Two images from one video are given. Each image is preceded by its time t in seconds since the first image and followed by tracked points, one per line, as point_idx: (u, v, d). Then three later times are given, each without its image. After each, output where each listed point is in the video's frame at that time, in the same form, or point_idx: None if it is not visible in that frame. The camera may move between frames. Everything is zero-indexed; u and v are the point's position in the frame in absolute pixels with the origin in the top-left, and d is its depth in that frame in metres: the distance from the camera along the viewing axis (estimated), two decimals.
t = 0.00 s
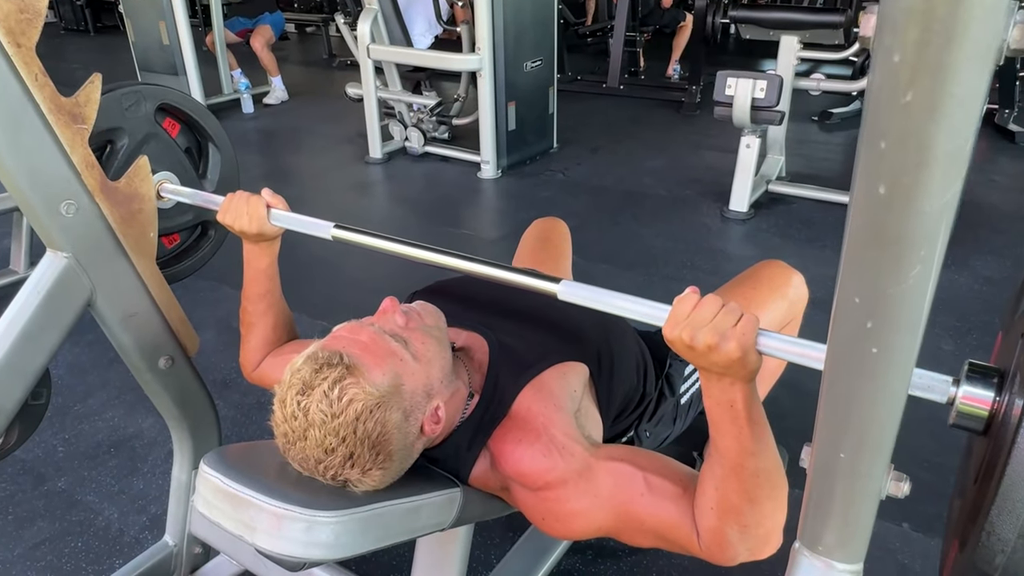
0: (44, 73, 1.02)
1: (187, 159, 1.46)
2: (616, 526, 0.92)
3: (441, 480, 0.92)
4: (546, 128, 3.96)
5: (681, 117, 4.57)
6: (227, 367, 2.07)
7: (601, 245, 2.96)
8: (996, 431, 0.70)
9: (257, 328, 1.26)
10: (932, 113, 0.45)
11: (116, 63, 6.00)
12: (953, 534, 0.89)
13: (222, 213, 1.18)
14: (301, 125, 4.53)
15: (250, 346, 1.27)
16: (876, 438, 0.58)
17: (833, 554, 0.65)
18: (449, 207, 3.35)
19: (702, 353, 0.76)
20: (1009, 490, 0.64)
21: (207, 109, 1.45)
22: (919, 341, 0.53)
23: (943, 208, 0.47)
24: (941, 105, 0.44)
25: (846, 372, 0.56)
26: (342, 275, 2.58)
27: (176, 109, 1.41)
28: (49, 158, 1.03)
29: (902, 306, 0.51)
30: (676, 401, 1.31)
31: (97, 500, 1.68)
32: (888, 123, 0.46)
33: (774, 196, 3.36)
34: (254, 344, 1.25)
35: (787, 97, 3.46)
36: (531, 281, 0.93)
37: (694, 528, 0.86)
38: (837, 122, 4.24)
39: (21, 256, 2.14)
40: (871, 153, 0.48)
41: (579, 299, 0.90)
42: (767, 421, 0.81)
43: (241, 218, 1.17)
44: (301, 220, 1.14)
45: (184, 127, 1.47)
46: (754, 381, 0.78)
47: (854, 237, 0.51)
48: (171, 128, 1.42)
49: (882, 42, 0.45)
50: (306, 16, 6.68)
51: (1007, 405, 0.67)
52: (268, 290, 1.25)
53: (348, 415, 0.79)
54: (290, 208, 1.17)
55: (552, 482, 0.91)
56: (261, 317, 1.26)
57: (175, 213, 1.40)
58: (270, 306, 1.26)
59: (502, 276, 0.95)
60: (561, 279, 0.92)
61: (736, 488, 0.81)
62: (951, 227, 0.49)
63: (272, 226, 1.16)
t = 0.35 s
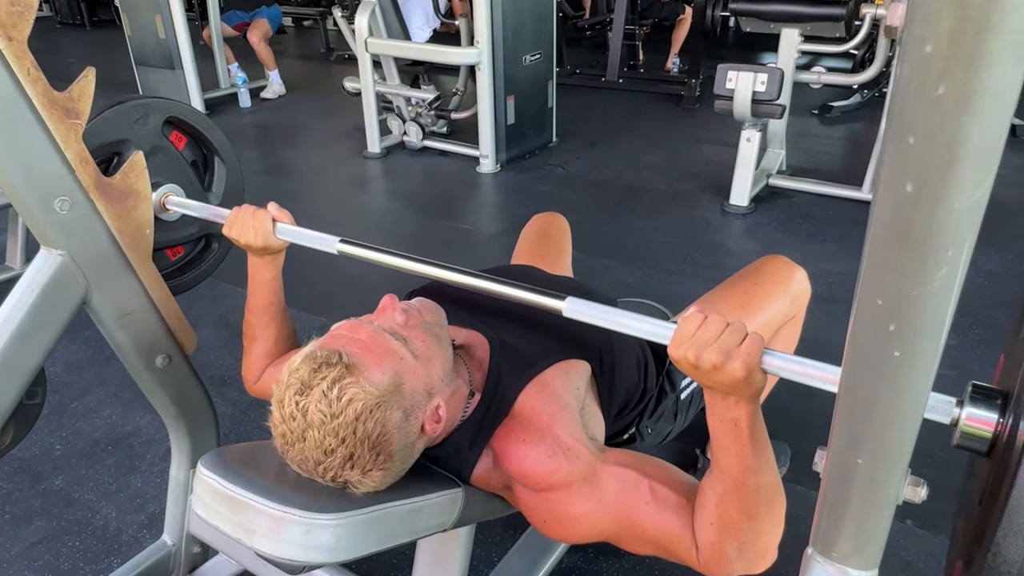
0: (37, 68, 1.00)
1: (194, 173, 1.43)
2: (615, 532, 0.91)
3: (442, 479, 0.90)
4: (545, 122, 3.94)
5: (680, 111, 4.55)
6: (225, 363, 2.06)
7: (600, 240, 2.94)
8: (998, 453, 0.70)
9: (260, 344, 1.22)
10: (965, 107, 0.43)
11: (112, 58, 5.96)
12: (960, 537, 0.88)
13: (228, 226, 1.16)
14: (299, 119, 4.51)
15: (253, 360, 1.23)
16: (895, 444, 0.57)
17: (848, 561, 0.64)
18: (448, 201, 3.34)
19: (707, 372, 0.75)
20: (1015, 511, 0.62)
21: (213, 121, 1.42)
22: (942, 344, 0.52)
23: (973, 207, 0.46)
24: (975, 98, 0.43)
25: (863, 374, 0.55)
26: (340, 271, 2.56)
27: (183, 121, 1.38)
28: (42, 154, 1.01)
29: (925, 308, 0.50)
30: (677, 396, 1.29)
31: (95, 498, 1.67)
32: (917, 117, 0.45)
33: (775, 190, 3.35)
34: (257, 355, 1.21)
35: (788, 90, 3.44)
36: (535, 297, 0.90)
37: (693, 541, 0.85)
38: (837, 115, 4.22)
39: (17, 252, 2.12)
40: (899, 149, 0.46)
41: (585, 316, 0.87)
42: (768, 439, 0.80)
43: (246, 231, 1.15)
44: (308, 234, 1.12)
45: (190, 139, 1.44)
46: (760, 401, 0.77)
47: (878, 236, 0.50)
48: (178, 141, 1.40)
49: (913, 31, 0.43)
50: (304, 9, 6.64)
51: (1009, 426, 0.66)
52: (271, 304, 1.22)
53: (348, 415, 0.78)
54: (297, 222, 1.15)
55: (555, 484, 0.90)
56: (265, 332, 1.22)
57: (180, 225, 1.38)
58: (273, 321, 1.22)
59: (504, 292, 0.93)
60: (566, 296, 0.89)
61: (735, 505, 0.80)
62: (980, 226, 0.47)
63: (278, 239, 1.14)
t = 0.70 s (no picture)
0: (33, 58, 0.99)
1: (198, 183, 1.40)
2: (618, 540, 0.90)
3: (447, 477, 0.89)
4: (546, 115, 3.92)
5: (681, 104, 4.53)
6: (225, 359, 2.04)
7: (602, 234, 2.92)
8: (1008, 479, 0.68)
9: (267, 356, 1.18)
10: (1014, 91, 0.43)
11: (110, 51, 5.93)
12: (974, 539, 0.86)
13: (234, 240, 1.15)
14: (298, 113, 4.49)
15: (260, 375, 1.18)
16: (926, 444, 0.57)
17: (870, 563, 0.64)
18: (448, 195, 3.32)
19: (716, 395, 0.75)
20: None
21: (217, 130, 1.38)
22: (977, 341, 0.52)
23: (1017, 198, 0.46)
24: None
25: (894, 370, 0.55)
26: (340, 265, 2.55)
27: (187, 132, 1.34)
28: (39, 146, 0.99)
29: (963, 303, 0.50)
30: (684, 393, 1.27)
31: (95, 495, 1.65)
32: (962, 103, 0.45)
33: (777, 184, 3.33)
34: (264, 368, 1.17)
35: (790, 83, 3.42)
36: (541, 315, 0.88)
37: (693, 556, 0.84)
38: (839, 108, 4.20)
39: (15, 247, 2.10)
40: (942, 135, 0.46)
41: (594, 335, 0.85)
42: (773, 460, 0.79)
43: (251, 245, 1.14)
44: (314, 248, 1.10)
45: (193, 149, 1.40)
46: (767, 422, 0.76)
47: (914, 228, 0.50)
48: (182, 152, 1.36)
49: (961, 9, 0.43)
50: (302, 3, 6.60)
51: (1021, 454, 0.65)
52: (278, 317, 1.19)
53: (353, 412, 0.76)
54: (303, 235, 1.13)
55: (563, 488, 0.88)
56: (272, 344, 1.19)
57: (186, 236, 1.35)
58: (280, 334, 1.19)
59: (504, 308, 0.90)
60: (573, 314, 0.87)
61: (737, 522, 0.80)
62: None
63: (283, 253, 1.13)
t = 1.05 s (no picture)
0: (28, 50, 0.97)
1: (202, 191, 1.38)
2: (616, 543, 0.90)
3: (452, 475, 0.88)
4: (547, 109, 3.90)
5: (682, 98, 4.51)
6: (224, 354, 2.03)
7: (603, 228, 2.91)
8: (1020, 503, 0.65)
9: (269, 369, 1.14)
10: None
11: (108, 45, 5.90)
12: (984, 540, 0.85)
13: (238, 253, 1.13)
14: (298, 107, 4.46)
15: (264, 387, 1.13)
16: (949, 446, 0.56)
17: (887, 566, 0.63)
18: (448, 189, 3.30)
19: (723, 415, 0.75)
20: None
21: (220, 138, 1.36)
22: (1007, 341, 0.51)
23: None
24: None
25: (915, 370, 0.55)
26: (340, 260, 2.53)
27: (189, 140, 1.33)
28: (34, 139, 0.97)
29: (992, 301, 0.49)
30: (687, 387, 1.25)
31: (94, 492, 1.64)
32: (1003, 89, 0.45)
33: (779, 178, 3.31)
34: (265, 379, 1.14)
35: (792, 76, 3.40)
36: (548, 330, 0.89)
37: (690, 564, 0.84)
38: (841, 102, 4.18)
39: (12, 242, 2.09)
40: (981, 123, 0.46)
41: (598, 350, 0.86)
42: (775, 476, 0.80)
43: (256, 257, 1.12)
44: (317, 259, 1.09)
45: (196, 157, 1.38)
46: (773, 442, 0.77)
47: (947, 219, 0.49)
48: (184, 160, 1.34)
49: None
50: None
51: None
52: (280, 328, 1.16)
53: (355, 410, 0.75)
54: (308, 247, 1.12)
55: (567, 489, 0.87)
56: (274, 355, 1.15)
57: (190, 245, 1.34)
58: (283, 345, 1.16)
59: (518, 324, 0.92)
60: (578, 329, 0.88)
61: (736, 536, 0.81)
62: None
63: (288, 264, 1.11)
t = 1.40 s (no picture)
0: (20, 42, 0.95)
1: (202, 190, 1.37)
2: (615, 549, 0.89)
3: (453, 474, 0.87)
4: (546, 104, 3.88)
5: (682, 92, 4.49)
6: (222, 350, 2.02)
7: (603, 223, 2.89)
8: None
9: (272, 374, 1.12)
10: None
11: (104, 38, 5.86)
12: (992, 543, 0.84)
13: (240, 256, 1.12)
14: (296, 101, 4.44)
15: (266, 389, 1.10)
16: (970, 450, 0.55)
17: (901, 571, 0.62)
18: (447, 184, 3.28)
19: (730, 431, 0.75)
20: None
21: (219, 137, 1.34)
22: None
23: None
24: None
25: (933, 375, 0.54)
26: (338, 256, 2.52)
27: (189, 139, 1.30)
28: (27, 133, 0.95)
29: (1017, 302, 0.49)
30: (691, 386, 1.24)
31: (91, 489, 1.63)
32: None
33: (779, 173, 3.30)
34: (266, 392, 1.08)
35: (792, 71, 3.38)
36: (552, 340, 0.88)
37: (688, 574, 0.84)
38: (840, 96, 4.16)
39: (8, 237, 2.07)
40: (1012, 117, 0.46)
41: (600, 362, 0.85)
42: (777, 493, 0.79)
43: (259, 261, 1.11)
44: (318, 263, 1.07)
45: (196, 155, 1.36)
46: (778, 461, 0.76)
47: (973, 216, 0.49)
48: (184, 159, 1.32)
49: None
50: None
51: None
52: (284, 330, 1.14)
53: (356, 410, 0.74)
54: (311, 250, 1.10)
55: (570, 494, 0.86)
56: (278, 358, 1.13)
57: (191, 245, 1.32)
58: (287, 347, 1.14)
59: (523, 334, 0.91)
60: (585, 340, 0.87)
61: (734, 549, 0.80)
62: None
63: (290, 268, 1.10)
